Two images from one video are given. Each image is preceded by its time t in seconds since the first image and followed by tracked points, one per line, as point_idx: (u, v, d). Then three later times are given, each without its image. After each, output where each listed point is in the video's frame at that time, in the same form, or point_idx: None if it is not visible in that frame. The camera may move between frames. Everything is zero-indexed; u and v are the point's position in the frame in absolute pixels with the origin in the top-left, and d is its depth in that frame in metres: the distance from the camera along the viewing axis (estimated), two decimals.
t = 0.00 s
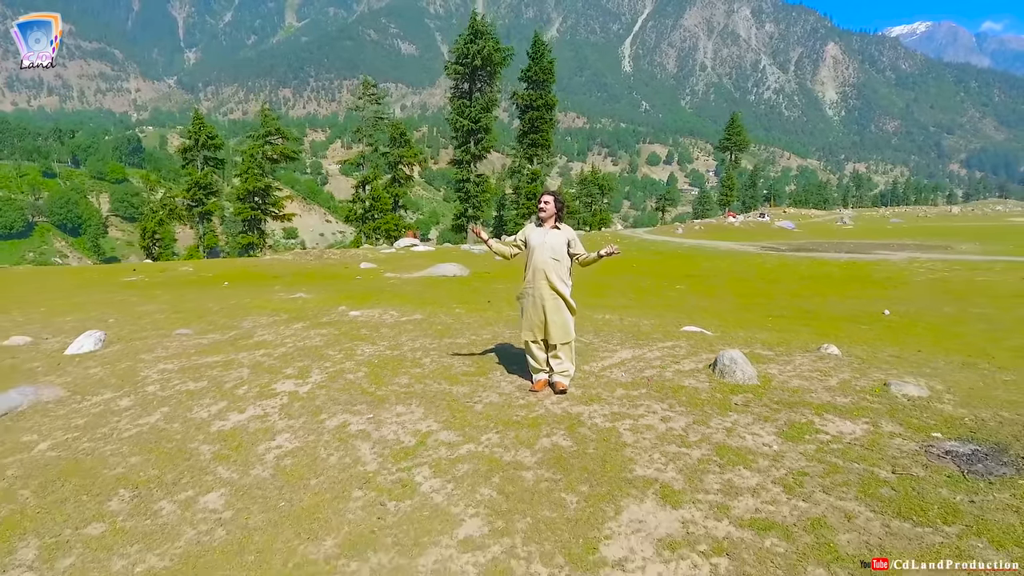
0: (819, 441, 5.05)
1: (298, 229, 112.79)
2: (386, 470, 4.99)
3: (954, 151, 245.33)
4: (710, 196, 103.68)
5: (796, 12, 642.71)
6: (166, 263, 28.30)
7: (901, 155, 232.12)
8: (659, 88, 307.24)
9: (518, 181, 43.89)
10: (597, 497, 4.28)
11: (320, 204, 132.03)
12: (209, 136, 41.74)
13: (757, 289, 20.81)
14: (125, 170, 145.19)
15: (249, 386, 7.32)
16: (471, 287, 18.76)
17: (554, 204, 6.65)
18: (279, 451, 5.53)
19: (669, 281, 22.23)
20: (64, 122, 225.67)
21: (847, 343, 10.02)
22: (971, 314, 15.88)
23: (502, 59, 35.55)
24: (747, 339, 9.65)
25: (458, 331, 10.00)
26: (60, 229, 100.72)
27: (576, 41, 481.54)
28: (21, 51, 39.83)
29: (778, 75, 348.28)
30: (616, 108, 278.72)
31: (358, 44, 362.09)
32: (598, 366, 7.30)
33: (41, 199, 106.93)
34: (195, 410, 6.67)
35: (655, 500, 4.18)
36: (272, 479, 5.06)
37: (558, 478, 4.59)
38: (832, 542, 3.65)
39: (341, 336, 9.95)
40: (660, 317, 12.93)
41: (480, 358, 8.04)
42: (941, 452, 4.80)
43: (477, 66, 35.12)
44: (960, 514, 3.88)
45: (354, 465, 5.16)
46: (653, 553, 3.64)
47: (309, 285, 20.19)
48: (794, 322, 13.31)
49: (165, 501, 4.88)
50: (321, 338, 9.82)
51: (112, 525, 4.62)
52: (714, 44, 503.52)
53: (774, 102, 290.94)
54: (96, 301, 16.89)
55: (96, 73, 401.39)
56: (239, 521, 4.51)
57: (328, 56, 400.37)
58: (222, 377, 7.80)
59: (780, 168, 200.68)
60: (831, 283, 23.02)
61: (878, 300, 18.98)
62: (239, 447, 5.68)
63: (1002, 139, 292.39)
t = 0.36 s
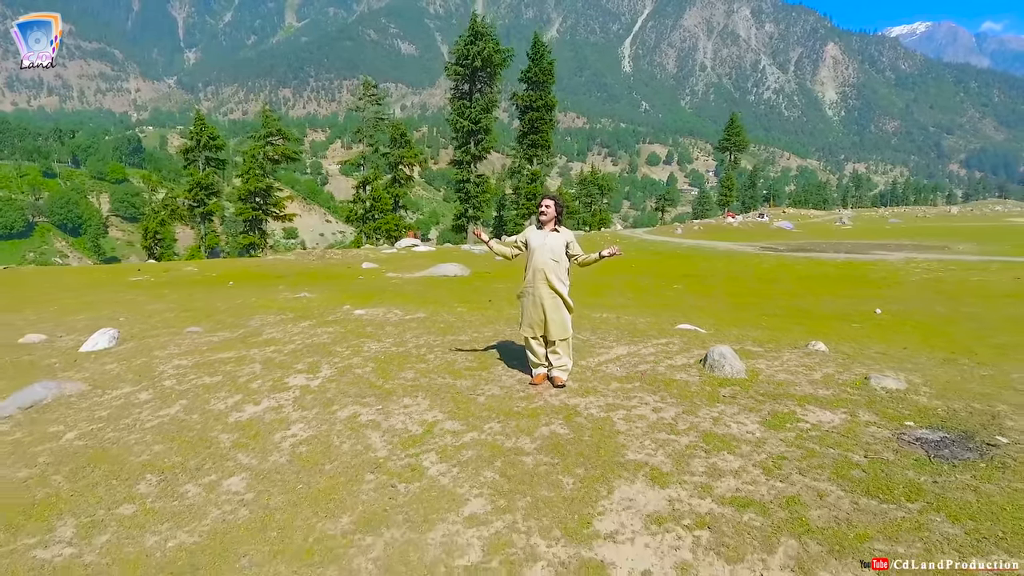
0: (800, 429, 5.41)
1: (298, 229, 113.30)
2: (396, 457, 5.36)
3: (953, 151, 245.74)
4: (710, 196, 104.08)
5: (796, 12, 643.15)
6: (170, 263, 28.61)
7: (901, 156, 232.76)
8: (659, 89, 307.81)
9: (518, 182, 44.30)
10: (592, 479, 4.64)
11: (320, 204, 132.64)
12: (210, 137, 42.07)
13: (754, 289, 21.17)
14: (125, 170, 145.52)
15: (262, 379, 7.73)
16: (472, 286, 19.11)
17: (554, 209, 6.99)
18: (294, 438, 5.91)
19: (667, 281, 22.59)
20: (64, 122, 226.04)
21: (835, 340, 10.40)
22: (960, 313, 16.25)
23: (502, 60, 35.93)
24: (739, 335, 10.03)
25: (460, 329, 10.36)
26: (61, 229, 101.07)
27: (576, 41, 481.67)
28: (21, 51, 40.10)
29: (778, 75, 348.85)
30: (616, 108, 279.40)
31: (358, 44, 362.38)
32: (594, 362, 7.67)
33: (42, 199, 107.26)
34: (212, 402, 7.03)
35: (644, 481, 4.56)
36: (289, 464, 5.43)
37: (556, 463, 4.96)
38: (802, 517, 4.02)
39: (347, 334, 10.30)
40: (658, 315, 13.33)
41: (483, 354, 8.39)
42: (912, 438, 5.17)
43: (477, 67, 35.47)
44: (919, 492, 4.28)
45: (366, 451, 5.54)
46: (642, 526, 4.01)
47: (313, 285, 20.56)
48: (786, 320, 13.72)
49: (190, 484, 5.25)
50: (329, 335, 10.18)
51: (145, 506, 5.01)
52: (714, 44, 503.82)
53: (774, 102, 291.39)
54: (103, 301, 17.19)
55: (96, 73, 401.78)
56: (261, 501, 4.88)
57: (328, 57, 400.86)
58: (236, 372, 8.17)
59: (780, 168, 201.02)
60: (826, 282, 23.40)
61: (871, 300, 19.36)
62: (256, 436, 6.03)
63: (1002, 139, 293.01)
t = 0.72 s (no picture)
0: (783, 418, 5.81)
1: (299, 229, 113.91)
2: (405, 445, 5.75)
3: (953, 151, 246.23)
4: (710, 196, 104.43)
5: (796, 13, 643.77)
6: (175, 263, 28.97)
7: (900, 156, 233.02)
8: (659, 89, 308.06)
9: (518, 183, 44.76)
10: (587, 463, 5.03)
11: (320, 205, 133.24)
12: (212, 138, 42.42)
13: (750, 289, 21.57)
14: (125, 170, 145.81)
15: (275, 374, 8.13)
16: (472, 286, 19.48)
17: (554, 212, 7.35)
18: (309, 428, 6.29)
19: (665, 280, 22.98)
20: (64, 123, 226.12)
21: (823, 338, 10.81)
22: (951, 311, 16.65)
23: (502, 62, 36.29)
24: (731, 333, 10.43)
25: (463, 328, 10.72)
26: (61, 229, 101.41)
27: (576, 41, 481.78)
28: (22, 51, 40.39)
29: (778, 76, 349.31)
30: (615, 108, 279.96)
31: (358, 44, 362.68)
32: (592, 357, 8.04)
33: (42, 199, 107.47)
34: (229, 395, 7.42)
35: (635, 465, 4.95)
36: (305, 452, 5.81)
37: (554, 449, 5.33)
38: (779, 494, 4.41)
39: (353, 332, 10.68)
40: (654, 314, 13.70)
41: (486, 351, 8.77)
42: (886, 427, 5.57)
43: (477, 68, 35.88)
44: (886, 473, 4.68)
45: (377, 439, 5.91)
46: (633, 504, 4.40)
47: (316, 285, 20.98)
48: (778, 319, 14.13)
49: (213, 470, 5.64)
50: (336, 333, 10.57)
51: (172, 488, 5.40)
52: (714, 44, 504.05)
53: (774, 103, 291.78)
54: (109, 301, 17.52)
55: (96, 74, 401.99)
56: (281, 485, 5.27)
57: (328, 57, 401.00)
58: (251, 368, 8.55)
59: (779, 168, 201.56)
60: (822, 282, 23.77)
61: (864, 299, 19.71)
62: (272, 426, 6.42)
63: (1001, 139, 293.73)
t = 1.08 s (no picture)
0: (766, 410, 6.19)
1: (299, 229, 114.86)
2: (412, 435, 6.11)
3: (953, 151, 246.31)
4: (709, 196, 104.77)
5: (796, 13, 643.55)
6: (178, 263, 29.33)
7: (900, 156, 233.54)
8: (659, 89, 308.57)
9: (518, 183, 45.22)
10: (581, 452, 5.41)
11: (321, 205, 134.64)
12: (214, 139, 42.82)
13: (746, 289, 21.94)
14: (125, 171, 146.27)
15: (286, 370, 8.50)
16: (474, 286, 19.86)
17: (551, 216, 7.73)
18: (321, 420, 6.67)
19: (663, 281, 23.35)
20: (64, 123, 226.40)
21: (813, 335, 11.17)
22: (941, 312, 16.91)
23: (502, 62, 36.63)
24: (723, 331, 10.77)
25: (465, 326, 11.11)
26: (62, 229, 101.83)
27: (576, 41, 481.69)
28: (22, 51, 40.70)
29: (778, 76, 349.70)
30: (615, 108, 280.51)
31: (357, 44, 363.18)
32: (587, 354, 8.40)
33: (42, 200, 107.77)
34: (244, 390, 7.80)
35: (627, 452, 5.32)
36: (317, 442, 6.18)
37: (552, 438, 5.72)
38: (759, 479, 4.78)
39: (358, 330, 11.10)
40: (651, 314, 14.02)
41: (488, 348, 9.13)
42: (864, 419, 5.93)
43: (477, 70, 36.26)
44: (860, 460, 5.05)
45: (385, 431, 6.28)
46: (623, 487, 4.77)
47: (320, 284, 21.42)
48: (772, 318, 14.47)
49: (231, 459, 6.00)
50: (343, 332, 10.97)
51: (192, 476, 5.75)
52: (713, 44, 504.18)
53: (773, 103, 292.37)
54: (117, 301, 17.89)
55: (96, 74, 402.61)
56: (296, 472, 5.64)
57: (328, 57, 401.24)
58: (260, 365, 8.91)
59: (779, 168, 201.84)
60: (818, 283, 24.12)
61: (857, 299, 20.11)
62: (285, 419, 6.80)
63: (1001, 139, 294.27)
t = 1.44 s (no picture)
0: (753, 404, 6.52)
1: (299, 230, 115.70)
2: (416, 428, 6.43)
3: (952, 151, 246.50)
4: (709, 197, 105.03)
5: (795, 12, 643.64)
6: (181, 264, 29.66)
7: (899, 155, 233.84)
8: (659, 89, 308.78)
9: (518, 183, 45.55)
10: (577, 443, 5.72)
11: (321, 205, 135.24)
12: (215, 140, 43.15)
13: (742, 289, 22.29)
14: (125, 171, 146.52)
15: (293, 368, 8.82)
16: (475, 286, 20.22)
17: (548, 220, 8.04)
18: (329, 415, 7.01)
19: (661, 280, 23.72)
20: (64, 123, 226.54)
21: (804, 334, 11.44)
22: (933, 311, 17.13)
23: (502, 64, 36.92)
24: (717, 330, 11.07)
25: (466, 325, 11.44)
26: (62, 229, 102.08)
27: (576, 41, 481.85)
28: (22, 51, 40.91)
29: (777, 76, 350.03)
30: (615, 109, 280.93)
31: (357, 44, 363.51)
32: (583, 352, 8.68)
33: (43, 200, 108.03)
34: (254, 386, 8.14)
35: (620, 443, 5.65)
36: (326, 435, 6.51)
37: (549, 431, 6.04)
38: (743, 467, 5.10)
39: (361, 329, 11.41)
40: (648, 313, 14.28)
41: (487, 347, 9.44)
42: (846, 413, 6.24)
43: (477, 71, 36.57)
44: (838, 449, 5.37)
45: (389, 425, 6.56)
46: (615, 475, 5.09)
47: (323, 284, 21.75)
48: (766, 318, 14.71)
49: (244, 450, 6.32)
50: (347, 331, 11.29)
51: (207, 467, 6.06)
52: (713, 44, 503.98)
53: (773, 103, 292.66)
54: (120, 300, 18.17)
55: (95, 74, 402.94)
56: (307, 461, 5.97)
57: (328, 57, 401.66)
58: (268, 363, 9.22)
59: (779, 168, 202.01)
60: (814, 283, 24.44)
61: (851, 299, 20.39)
62: (295, 413, 7.12)
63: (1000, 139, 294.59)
